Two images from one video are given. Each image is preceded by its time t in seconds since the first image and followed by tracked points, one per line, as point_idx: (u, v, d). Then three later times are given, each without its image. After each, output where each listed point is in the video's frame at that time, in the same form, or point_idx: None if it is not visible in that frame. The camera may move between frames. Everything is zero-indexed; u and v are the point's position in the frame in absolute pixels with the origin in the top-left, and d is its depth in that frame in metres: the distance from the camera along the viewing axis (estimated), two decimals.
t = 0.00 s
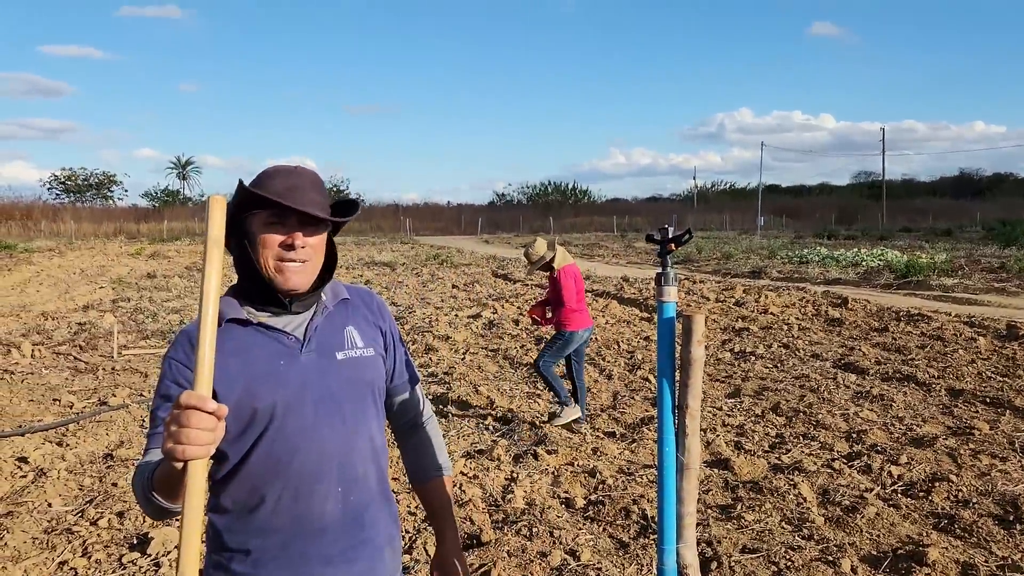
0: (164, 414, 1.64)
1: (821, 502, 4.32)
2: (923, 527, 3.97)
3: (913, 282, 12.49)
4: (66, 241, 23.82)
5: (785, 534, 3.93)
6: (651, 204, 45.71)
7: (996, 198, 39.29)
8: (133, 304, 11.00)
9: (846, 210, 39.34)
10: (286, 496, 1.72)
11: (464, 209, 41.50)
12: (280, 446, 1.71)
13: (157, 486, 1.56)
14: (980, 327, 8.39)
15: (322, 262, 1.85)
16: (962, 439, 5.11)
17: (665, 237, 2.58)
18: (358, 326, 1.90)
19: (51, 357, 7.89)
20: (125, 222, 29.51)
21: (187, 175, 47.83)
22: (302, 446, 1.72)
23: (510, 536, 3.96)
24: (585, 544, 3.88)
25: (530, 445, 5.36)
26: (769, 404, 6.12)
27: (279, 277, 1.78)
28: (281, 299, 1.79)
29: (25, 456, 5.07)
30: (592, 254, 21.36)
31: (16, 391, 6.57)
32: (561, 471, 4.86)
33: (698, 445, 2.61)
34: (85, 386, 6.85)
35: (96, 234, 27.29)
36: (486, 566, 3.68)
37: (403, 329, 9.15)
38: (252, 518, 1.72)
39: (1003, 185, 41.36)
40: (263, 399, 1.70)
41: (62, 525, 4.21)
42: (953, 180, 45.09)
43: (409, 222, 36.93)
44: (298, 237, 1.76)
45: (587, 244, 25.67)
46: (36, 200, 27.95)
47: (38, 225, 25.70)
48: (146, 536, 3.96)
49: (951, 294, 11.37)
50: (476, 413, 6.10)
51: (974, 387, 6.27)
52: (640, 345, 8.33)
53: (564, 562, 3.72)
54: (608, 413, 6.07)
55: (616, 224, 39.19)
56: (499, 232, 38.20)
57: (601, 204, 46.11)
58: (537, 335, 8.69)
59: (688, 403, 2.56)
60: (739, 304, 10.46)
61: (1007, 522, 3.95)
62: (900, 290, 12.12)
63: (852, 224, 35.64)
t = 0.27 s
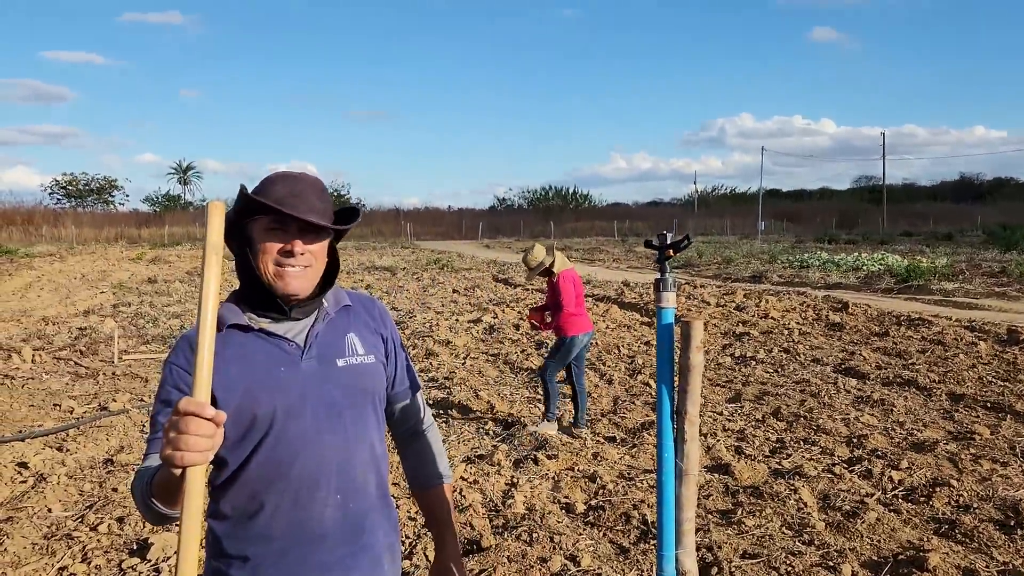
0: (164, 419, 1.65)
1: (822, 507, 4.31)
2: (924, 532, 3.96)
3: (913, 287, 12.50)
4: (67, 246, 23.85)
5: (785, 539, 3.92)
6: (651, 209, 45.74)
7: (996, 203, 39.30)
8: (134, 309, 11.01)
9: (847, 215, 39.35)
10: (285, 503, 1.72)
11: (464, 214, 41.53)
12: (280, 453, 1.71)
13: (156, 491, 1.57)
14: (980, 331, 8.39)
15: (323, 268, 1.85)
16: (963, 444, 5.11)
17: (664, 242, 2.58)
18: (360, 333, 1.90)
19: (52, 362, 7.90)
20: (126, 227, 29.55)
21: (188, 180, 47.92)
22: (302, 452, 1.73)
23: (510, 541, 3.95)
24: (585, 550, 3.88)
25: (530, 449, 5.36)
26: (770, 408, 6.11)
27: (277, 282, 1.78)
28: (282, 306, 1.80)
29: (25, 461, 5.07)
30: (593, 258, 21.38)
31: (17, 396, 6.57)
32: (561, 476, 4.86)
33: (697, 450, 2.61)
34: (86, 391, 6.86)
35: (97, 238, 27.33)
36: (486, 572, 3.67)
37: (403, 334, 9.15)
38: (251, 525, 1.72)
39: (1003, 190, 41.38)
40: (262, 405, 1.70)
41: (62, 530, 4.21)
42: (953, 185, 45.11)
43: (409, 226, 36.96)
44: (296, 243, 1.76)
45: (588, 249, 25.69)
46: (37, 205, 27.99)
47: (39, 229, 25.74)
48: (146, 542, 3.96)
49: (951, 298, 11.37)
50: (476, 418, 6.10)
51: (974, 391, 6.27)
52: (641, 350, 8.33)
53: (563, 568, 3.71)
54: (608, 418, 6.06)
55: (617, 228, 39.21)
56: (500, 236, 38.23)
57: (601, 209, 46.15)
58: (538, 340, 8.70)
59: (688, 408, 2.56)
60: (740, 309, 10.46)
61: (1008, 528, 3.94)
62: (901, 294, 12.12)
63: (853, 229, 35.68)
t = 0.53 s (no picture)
0: (165, 420, 1.65)
1: (823, 510, 4.31)
2: (925, 534, 3.96)
3: (915, 289, 12.49)
4: (68, 248, 23.88)
5: (786, 541, 3.92)
6: (653, 211, 45.75)
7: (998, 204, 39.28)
8: (135, 311, 11.03)
9: (848, 217, 39.34)
10: (285, 506, 1.72)
11: (465, 216, 41.56)
12: (280, 456, 1.71)
13: (157, 493, 1.57)
14: (982, 333, 8.38)
15: (325, 271, 1.85)
16: (965, 446, 5.10)
17: (664, 245, 2.58)
18: (361, 336, 1.90)
19: (53, 365, 7.90)
20: (127, 229, 29.58)
21: (190, 183, 47.98)
22: (302, 456, 1.73)
23: (511, 544, 3.95)
24: (586, 552, 3.87)
25: (531, 452, 5.35)
26: (771, 411, 6.11)
27: (279, 285, 1.78)
28: (283, 308, 1.80)
29: (26, 464, 5.08)
30: (594, 261, 21.40)
31: (18, 399, 6.58)
32: (562, 478, 4.86)
33: (697, 453, 2.61)
34: (87, 393, 6.87)
35: (99, 241, 27.37)
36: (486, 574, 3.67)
37: (404, 336, 9.16)
38: (251, 527, 1.72)
39: (1005, 192, 41.36)
40: (264, 408, 1.70)
41: (62, 533, 4.21)
42: (954, 187, 45.11)
43: (410, 228, 36.98)
44: (299, 247, 1.76)
45: (589, 251, 25.70)
46: (39, 208, 28.02)
47: (41, 232, 25.79)
48: (146, 544, 3.95)
49: (953, 300, 11.37)
50: (477, 421, 6.10)
51: (976, 393, 6.26)
52: (642, 352, 8.33)
53: (564, 570, 3.71)
54: (610, 420, 6.06)
55: (618, 231, 39.22)
56: (501, 239, 38.24)
57: (602, 211, 46.18)
58: (539, 343, 8.70)
59: (688, 411, 2.56)
60: (741, 311, 10.46)
61: (1009, 530, 3.93)
62: (902, 296, 12.12)
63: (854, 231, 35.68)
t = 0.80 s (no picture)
0: (167, 419, 1.65)
1: (824, 510, 4.31)
2: (926, 534, 3.96)
3: (915, 289, 12.49)
4: (68, 249, 23.88)
5: (787, 541, 3.92)
6: (653, 211, 45.74)
7: (999, 204, 39.25)
8: (136, 312, 11.03)
9: (849, 217, 39.33)
10: (286, 505, 1.72)
11: (466, 217, 41.59)
12: (281, 456, 1.71)
13: (160, 492, 1.57)
14: (983, 333, 8.38)
15: (330, 272, 1.87)
16: (966, 446, 5.10)
17: (664, 244, 2.58)
18: (362, 336, 1.90)
19: (54, 365, 7.91)
20: (128, 230, 29.60)
21: (190, 183, 48.02)
22: (303, 455, 1.73)
23: (511, 544, 3.95)
24: (587, 552, 3.87)
25: (532, 451, 5.35)
26: (772, 411, 6.11)
27: (286, 288, 1.79)
28: (287, 309, 1.80)
29: (27, 465, 5.08)
30: (595, 261, 21.41)
31: (19, 400, 6.58)
32: (563, 478, 4.86)
33: (697, 452, 2.61)
34: (88, 394, 6.87)
35: (99, 242, 27.40)
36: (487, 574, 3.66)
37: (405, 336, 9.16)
38: (251, 526, 1.72)
39: (1006, 192, 41.34)
40: (265, 407, 1.70)
41: (63, 533, 4.21)
42: (955, 187, 45.09)
43: (411, 229, 36.98)
44: (308, 251, 1.78)
45: (590, 252, 25.69)
46: (40, 208, 28.03)
47: (42, 233, 25.82)
48: (147, 545, 3.95)
49: (953, 301, 11.36)
50: (478, 421, 6.10)
51: (977, 393, 6.26)
52: (643, 352, 8.33)
53: (565, 570, 3.71)
54: (610, 420, 6.06)
55: (618, 231, 39.21)
56: (501, 239, 38.24)
57: (603, 212, 46.18)
58: (539, 343, 8.70)
59: (688, 410, 2.56)
60: (742, 311, 10.46)
61: (1010, 530, 3.93)
62: (903, 297, 12.12)
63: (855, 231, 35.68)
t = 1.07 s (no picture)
0: (168, 418, 1.65)
1: (823, 508, 4.31)
2: (925, 533, 3.96)
3: (915, 288, 12.49)
4: (68, 249, 23.89)
5: (786, 540, 3.92)
6: (653, 211, 45.73)
7: (999, 204, 39.25)
8: (135, 311, 11.02)
9: (849, 216, 39.33)
10: (285, 504, 1.72)
11: (465, 216, 41.59)
12: (281, 455, 1.72)
13: (161, 491, 1.57)
14: (982, 332, 8.38)
15: (336, 277, 1.88)
16: (965, 445, 5.11)
17: (664, 242, 2.57)
18: (360, 335, 1.91)
19: (53, 364, 7.91)
20: (127, 229, 29.58)
21: (190, 182, 48.01)
22: (303, 454, 1.73)
23: (511, 542, 3.95)
24: (586, 551, 3.88)
25: (532, 450, 5.35)
26: (771, 410, 6.11)
27: (298, 294, 1.79)
28: (296, 312, 1.80)
29: (26, 464, 5.09)
30: (594, 260, 21.41)
31: (19, 399, 6.58)
32: (562, 477, 4.86)
33: (697, 450, 2.61)
34: (87, 393, 6.87)
35: (99, 241, 27.39)
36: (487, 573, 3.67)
37: (404, 335, 9.16)
38: (251, 525, 1.72)
39: (1006, 192, 41.34)
40: (265, 406, 1.71)
41: (63, 532, 4.21)
42: (954, 186, 45.08)
43: (410, 228, 36.97)
44: (323, 258, 1.79)
45: (589, 251, 25.68)
46: (39, 207, 28.01)
47: (40, 232, 25.81)
48: (146, 543, 3.96)
49: (953, 300, 11.36)
50: (478, 420, 6.10)
51: (976, 392, 6.27)
52: (642, 351, 8.33)
53: (565, 569, 3.71)
54: (610, 419, 6.06)
55: (618, 231, 39.21)
56: (500, 239, 38.24)
57: (602, 211, 46.17)
58: (538, 342, 8.70)
59: (687, 408, 2.56)
60: (741, 310, 10.46)
61: (1010, 528, 3.94)
62: (902, 296, 12.12)
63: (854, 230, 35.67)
